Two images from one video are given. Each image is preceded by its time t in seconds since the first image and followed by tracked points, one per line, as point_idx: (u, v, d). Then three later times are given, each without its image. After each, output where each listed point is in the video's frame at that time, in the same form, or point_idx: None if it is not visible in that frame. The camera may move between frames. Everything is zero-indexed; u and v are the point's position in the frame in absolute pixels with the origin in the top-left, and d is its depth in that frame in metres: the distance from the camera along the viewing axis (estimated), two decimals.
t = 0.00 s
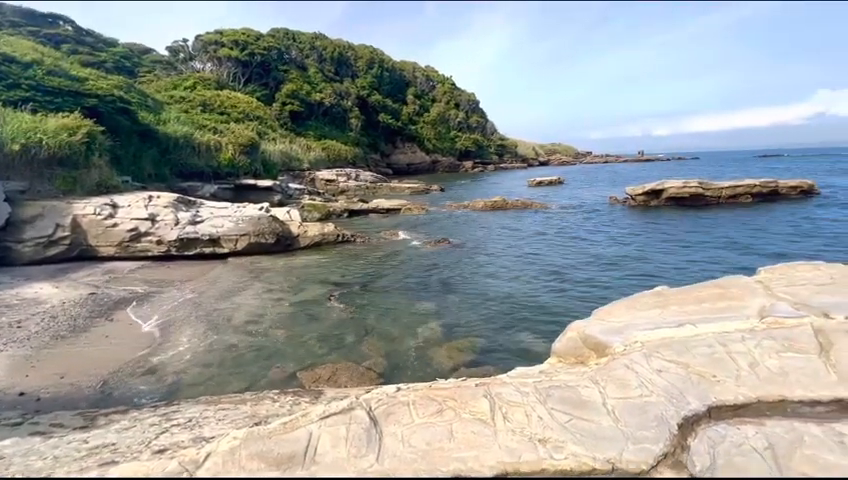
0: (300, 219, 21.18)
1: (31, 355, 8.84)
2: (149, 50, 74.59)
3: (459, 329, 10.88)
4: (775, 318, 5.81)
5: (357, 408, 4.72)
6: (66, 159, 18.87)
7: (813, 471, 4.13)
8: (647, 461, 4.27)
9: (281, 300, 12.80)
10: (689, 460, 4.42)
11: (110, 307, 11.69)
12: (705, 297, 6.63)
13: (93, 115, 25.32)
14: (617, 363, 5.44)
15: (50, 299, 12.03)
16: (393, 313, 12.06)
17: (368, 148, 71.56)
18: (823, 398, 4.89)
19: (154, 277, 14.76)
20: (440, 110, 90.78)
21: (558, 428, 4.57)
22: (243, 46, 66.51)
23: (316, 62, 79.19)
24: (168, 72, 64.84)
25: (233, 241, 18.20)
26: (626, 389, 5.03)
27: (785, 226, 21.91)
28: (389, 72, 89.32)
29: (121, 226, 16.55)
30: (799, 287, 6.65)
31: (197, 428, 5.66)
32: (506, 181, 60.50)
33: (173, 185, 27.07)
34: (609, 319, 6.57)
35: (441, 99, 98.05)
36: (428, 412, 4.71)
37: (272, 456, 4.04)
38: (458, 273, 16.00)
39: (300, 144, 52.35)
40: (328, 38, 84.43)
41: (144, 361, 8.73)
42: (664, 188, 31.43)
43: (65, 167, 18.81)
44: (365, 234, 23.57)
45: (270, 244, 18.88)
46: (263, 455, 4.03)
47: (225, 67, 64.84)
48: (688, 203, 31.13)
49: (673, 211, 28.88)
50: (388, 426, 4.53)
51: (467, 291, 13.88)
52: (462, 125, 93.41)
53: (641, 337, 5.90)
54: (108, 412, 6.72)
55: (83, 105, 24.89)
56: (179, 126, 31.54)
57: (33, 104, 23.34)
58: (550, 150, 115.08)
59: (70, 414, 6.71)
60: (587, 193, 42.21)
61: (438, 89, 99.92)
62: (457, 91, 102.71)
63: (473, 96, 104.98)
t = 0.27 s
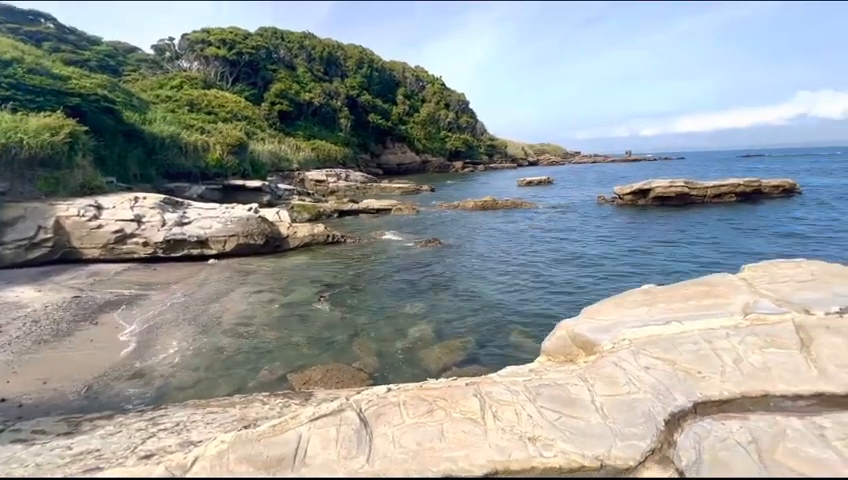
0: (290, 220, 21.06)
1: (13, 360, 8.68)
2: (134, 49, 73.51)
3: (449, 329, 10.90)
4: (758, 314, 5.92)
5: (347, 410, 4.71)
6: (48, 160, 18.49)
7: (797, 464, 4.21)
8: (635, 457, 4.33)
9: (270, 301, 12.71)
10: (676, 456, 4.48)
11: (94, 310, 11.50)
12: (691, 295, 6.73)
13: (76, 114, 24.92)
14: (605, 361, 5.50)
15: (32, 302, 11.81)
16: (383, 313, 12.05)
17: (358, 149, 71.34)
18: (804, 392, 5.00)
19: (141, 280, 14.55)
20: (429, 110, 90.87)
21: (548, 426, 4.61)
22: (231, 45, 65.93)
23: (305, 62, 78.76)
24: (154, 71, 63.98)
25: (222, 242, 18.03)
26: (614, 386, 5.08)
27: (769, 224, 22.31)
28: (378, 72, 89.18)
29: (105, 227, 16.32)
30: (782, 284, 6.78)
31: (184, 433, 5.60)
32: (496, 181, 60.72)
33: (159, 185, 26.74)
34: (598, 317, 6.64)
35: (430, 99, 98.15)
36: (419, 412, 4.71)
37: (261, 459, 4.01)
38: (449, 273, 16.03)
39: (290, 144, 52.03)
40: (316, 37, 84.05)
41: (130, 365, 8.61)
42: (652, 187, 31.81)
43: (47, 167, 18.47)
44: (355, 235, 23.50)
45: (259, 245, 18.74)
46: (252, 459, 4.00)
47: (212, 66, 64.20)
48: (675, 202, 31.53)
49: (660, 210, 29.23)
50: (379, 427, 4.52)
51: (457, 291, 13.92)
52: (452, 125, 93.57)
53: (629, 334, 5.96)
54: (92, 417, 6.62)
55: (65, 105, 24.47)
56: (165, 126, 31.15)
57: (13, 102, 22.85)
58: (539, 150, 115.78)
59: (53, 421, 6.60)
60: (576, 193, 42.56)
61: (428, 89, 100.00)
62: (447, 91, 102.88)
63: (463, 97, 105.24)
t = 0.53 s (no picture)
0: (279, 221, 20.92)
1: None
2: (119, 47, 72.43)
3: (439, 329, 10.92)
4: (742, 311, 6.02)
5: (337, 411, 4.69)
6: (30, 160, 18.24)
7: (780, 458, 4.29)
8: (623, 454, 4.37)
9: (259, 303, 12.61)
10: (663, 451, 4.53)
11: (79, 314, 11.30)
12: (677, 292, 6.82)
13: (58, 114, 24.49)
14: (593, 358, 5.55)
15: (14, 306, 11.57)
16: (373, 313, 12.02)
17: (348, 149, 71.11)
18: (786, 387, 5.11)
19: (127, 282, 14.34)
20: (419, 110, 90.95)
21: (537, 425, 4.63)
22: (218, 44, 65.35)
23: (294, 61, 78.35)
24: (139, 69, 63.14)
25: (210, 243, 17.82)
26: (602, 384, 5.13)
27: (754, 223, 22.68)
28: (368, 72, 89.02)
29: (89, 229, 16.07)
30: (764, 281, 6.91)
31: (171, 437, 5.52)
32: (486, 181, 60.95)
33: (145, 186, 26.38)
34: (586, 316, 6.69)
35: (420, 100, 98.22)
36: (409, 412, 4.70)
37: (249, 463, 3.98)
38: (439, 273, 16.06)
39: (279, 144, 51.69)
40: (305, 37, 83.65)
41: (116, 369, 8.48)
42: (640, 187, 32.16)
43: (28, 168, 18.15)
44: (345, 235, 23.42)
45: (248, 246, 18.59)
46: (240, 462, 3.97)
47: (199, 65, 63.57)
48: (662, 202, 31.92)
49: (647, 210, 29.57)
50: (369, 428, 4.51)
51: (447, 290, 13.95)
52: (442, 126, 93.66)
53: (616, 332, 6.02)
54: (76, 423, 6.51)
55: (47, 104, 24.04)
56: (151, 126, 30.74)
57: None
58: (529, 151, 116.50)
59: (35, 427, 6.48)
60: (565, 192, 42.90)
61: (417, 89, 100.07)
62: (437, 91, 103.01)
63: (452, 97, 105.47)
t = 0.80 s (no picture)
0: (269, 222, 20.78)
1: None
2: (104, 46, 71.30)
3: (429, 329, 10.93)
4: (726, 308, 6.12)
5: (327, 413, 4.69)
6: (12, 160, 18.05)
7: (764, 453, 4.35)
8: (611, 450, 4.40)
9: (248, 304, 12.51)
10: (650, 447, 4.56)
11: (62, 317, 11.11)
12: (664, 291, 6.91)
13: (40, 113, 24.12)
14: (582, 357, 5.59)
15: None
16: (363, 314, 11.99)
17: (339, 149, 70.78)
18: (769, 382, 5.20)
19: (113, 285, 14.13)
20: (409, 111, 90.97)
21: (527, 423, 4.66)
22: (206, 43, 64.72)
23: (283, 61, 77.88)
24: (125, 68, 62.21)
25: (198, 245, 17.62)
26: (591, 381, 5.18)
27: (739, 222, 23.03)
28: (358, 72, 88.78)
29: (73, 230, 15.81)
30: (748, 279, 7.03)
31: (158, 442, 5.43)
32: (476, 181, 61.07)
33: (131, 187, 26.00)
34: (575, 314, 6.74)
35: (411, 100, 98.19)
36: (399, 412, 4.71)
37: (238, 465, 3.93)
38: (429, 274, 16.07)
39: (268, 144, 51.32)
40: (294, 37, 83.23)
41: (102, 373, 8.36)
42: (628, 187, 32.47)
43: (10, 168, 17.90)
44: (335, 236, 23.32)
45: (237, 247, 18.43)
46: (228, 465, 3.93)
47: (187, 64, 62.94)
48: (650, 201, 32.26)
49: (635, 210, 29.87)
50: (359, 429, 4.50)
51: (437, 291, 13.95)
52: (432, 126, 93.62)
53: (605, 330, 6.07)
54: (60, 429, 6.41)
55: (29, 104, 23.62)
56: (137, 126, 30.34)
57: None
58: (519, 151, 117.09)
59: (18, 434, 6.37)
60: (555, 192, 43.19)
61: (408, 90, 100.04)
62: (427, 91, 103.07)
63: (443, 97, 105.60)
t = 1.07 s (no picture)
0: (259, 223, 20.63)
1: None
2: (89, 45, 70.26)
3: (420, 329, 10.93)
4: (712, 306, 6.21)
5: (317, 415, 4.66)
6: None
7: (750, 447, 4.41)
8: (600, 448, 4.43)
9: (238, 306, 12.42)
10: (639, 444, 4.60)
11: (47, 321, 10.92)
12: (652, 289, 6.98)
13: (23, 113, 23.73)
14: (572, 355, 5.63)
15: None
16: (354, 315, 11.96)
17: (329, 149, 70.48)
18: (754, 379, 5.27)
19: (99, 288, 13.93)
20: (400, 111, 90.99)
21: (517, 422, 4.68)
22: (194, 42, 64.10)
23: (273, 60, 77.40)
24: (111, 67, 61.38)
25: (186, 246, 17.44)
26: (580, 380, 5.21)
27: (726, 221, 23.36)
28: (348, 72, 88.50)
29: (58, 232, 15.57)
30: (734, 277, 7.14)
31: (146, 446, 5.34)
32: (467, 182, 61.20)
33: (118, 188, 25.67)
34: (566, 314, 6.78)
35: (402, 100, 98.15)
36: (390, 413, 4.70)
37: (226, 469, 3.89)
38: (421, 274, 16.07)
39: (258, 145, 50.96)
40: (284, 37, 82.83)
41: (88, 377, 8.24)
42: (618, 187, 32.76)
43: None
44: (326, 237, 23.22)
45: (226, 249, 18.29)
46: (217, 469, 3.89)
47: (174, 63, 62.29)
48: (639, 201, 32.58)
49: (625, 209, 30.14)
50: (350, 431, 4.48)
51: (428, 291, 13.96)
52: (423, 127, 94.15)
53: (595, 328, 6.12)
54: (45, 435, 6.29)
55: (11, 103, 23.24)
56: (124, 126, 29.96)
57: None
58: (509, 151, 117.60)
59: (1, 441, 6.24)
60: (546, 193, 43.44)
61: (398, 90, 100.02)
62: (417, 92, 103.11)
63: (433, 97, 105.70)
